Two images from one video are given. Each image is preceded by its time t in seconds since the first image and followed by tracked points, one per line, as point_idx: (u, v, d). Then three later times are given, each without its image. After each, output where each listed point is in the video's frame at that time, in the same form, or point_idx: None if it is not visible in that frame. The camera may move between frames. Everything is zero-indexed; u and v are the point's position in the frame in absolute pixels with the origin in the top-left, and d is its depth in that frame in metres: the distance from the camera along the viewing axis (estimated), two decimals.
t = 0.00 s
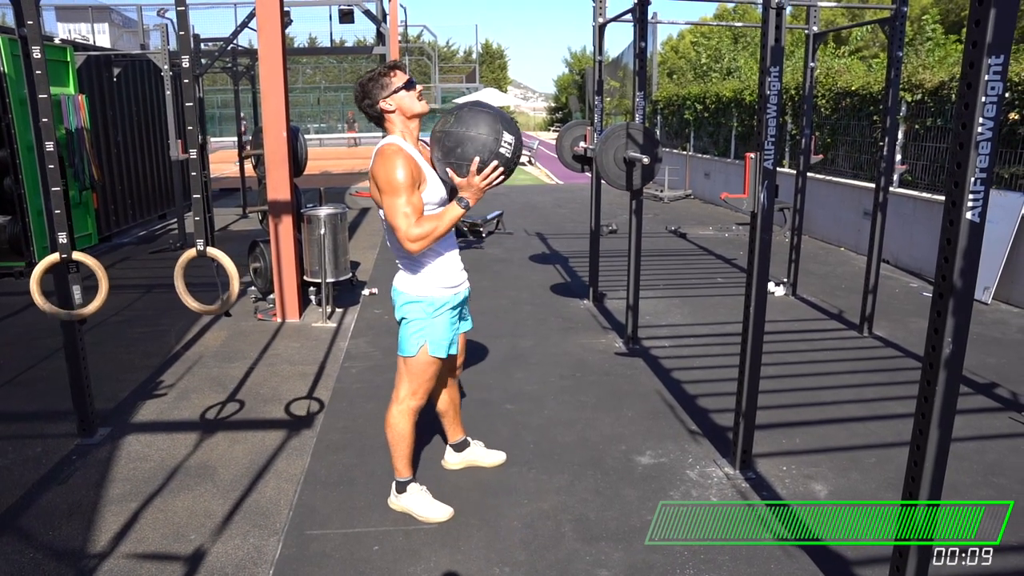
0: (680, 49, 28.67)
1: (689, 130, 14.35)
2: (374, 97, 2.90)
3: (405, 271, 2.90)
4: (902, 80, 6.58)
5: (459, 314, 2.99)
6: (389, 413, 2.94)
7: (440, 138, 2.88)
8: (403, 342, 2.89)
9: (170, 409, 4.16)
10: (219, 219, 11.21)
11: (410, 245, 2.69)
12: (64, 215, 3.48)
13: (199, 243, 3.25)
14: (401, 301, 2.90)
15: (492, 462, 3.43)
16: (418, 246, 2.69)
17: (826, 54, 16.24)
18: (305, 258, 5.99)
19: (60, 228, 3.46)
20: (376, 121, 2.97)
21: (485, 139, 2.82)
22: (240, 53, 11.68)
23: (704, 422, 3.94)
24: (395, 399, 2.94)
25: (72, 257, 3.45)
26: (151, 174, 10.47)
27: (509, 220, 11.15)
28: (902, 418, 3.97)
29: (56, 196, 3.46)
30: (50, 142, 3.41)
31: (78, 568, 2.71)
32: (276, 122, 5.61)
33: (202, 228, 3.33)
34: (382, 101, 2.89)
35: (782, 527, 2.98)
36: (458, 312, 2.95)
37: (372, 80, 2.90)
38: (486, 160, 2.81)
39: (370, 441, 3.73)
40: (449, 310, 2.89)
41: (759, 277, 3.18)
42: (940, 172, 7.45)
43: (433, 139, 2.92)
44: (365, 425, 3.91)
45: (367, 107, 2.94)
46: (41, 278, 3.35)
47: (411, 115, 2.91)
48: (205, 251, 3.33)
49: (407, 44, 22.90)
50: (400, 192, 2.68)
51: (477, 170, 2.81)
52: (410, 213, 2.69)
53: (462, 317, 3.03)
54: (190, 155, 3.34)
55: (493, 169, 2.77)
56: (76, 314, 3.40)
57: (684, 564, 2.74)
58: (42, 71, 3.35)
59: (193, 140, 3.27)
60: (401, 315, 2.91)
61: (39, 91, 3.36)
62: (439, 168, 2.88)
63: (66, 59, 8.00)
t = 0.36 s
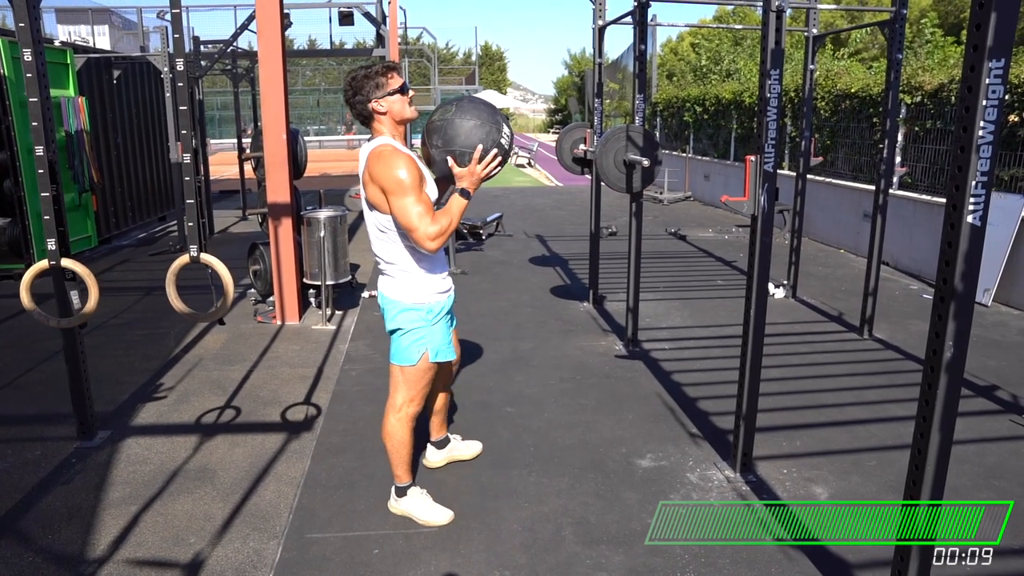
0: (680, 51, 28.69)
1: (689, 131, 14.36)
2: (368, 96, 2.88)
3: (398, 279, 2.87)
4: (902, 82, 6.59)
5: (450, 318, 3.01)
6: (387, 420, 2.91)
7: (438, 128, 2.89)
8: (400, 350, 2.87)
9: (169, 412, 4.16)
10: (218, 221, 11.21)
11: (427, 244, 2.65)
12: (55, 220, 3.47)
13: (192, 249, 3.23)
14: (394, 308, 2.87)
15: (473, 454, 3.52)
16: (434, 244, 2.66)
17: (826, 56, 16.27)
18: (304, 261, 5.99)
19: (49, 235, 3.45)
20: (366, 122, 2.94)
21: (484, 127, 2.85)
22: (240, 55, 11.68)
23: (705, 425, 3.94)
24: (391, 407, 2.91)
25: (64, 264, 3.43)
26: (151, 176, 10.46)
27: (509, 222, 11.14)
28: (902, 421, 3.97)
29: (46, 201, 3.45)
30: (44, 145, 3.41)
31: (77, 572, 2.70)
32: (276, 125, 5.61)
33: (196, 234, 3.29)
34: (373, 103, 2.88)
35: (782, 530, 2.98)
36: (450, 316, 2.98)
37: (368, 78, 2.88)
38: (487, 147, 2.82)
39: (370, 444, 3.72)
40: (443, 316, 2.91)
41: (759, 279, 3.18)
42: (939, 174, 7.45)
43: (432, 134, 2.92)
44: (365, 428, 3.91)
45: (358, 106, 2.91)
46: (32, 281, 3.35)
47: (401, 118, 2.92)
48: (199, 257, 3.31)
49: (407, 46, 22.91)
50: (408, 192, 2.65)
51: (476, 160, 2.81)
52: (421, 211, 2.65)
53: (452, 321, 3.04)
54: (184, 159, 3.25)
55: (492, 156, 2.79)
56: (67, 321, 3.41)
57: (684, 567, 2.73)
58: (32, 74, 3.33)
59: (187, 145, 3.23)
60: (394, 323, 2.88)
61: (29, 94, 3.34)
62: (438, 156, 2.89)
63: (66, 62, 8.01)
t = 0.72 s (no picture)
0: (679, 54, 28.74)
1: (689, 134, 14.37)
2: (373, 97, 2.87)
3: (404, 277, 2.87)
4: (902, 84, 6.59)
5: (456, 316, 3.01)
6: (390, 416, 2.91)
7: (427, 134, 2.93)
8: (405, 347, 2.87)
9: (169, 415, 4.15)
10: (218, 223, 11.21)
11: (422, 246, 2.65)
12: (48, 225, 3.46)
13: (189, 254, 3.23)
14: (400, 305, 2.87)
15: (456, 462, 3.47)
16: (428, 245, 2.65)
17: (826, 58, 16.27)
18: (304, 263, 5.98)
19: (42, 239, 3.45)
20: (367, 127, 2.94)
21: (471, 127, 2.87)
22: (240, 57, 11.69)
23: (706, 428, 3.93)
24: (395, 404, 2.92)
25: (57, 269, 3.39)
26: (150, 178, 10.46)
27: (509, 224, 11.14)
28: (903, 423, 3.96)
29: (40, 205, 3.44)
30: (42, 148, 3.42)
31: None
32: (276, 128, 5.61)
33: (193, 238, 3.27)
34: (378, 105, 2.88)
35: (783, 532, 2.98)
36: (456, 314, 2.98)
37: (375, 80, 2.88)
38: (474, 147, 2.83)
39: (371, 446, 3.72)
40: (449, 313, 2.91)
41: (760, 281, 3.17)
42: (939, 176, 7.46)
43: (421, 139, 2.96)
44: (365, 430, 3.90)
45: (363, 107, 2.91)
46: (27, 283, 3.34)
47: (405, 122, 2.91)
48: (196, 261, 3.30)
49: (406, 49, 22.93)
50: (402, 196, 2.65)
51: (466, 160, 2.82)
52: (414, 213, 2.65)
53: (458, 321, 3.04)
54: (182, 162, 3.24)
55: (482, 155, 2.79)
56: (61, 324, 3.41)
57: (685, 570, 2.72)
58: (28, 76, 3.32)
59: (185, 148, 3.21)
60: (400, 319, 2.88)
61: (25, 96, 3.32)
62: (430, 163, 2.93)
63: (66, 64, 8.01)
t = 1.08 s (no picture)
0: (679, 56, 28.77)
1: (689, 136, 14.37)
2: (382, 100, 2.87)
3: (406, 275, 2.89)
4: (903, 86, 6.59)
5: (461, 311, 2.98)
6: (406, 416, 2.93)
7: (428, 137, 2.92)
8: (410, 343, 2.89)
9: (169, 418, 4.14)
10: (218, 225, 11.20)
11: (406, 243, 2.68)
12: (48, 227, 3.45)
13: (191, 256, 3.21)
14: (404, 301, 2.90)
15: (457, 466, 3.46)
16: (413, 243, 2.68)
17: (826, 61, 16.26)
18: (304, 265, 5.97)
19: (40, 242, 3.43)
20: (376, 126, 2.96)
21: (467, 129, 2.82)
22: (240, 59, 11.69)
23: (707, 431, 3.92)
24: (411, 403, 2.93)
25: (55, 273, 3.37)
26: (150, 180, 10.45)
27: (510, 226, 11.14)
28: (905, 426, 3.95)
29: (38, 208, 3.43)
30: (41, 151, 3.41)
31: None
32: (276, 130, 5.61)
33: (194, 240, 3.26)
34: (386, 107, 2.88)
35: (784, 534, 2.97)
36: (460, 307, 2.95)
37: (385, 84, 2.87)
38: (467, 148, 2.79)
39: (371, 449, 3.71)
40: (451, 307, 2.89)
41: (761, 283, 3.16)
42: (940, 178, 7.46)
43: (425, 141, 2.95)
44: (366, 433, 3.89)
45: (373, 109, 2.91)
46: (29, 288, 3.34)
47: (413, 125, 2.91)
48: (197, 263, 3.28)
49: (406, 50, 22.93)
50: (393, 193, 2.68)
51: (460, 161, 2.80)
52: (404, 212, 2.68)
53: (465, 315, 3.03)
54: (181, 165, 3.22)
55: (474, 156, 2.76)
56: (64, 328, 3.41)
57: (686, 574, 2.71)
58: (26, 78, 3.31)
59: (184, 150, 3.20)
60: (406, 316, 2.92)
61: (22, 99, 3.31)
62: (430, 164, 2.93)
63: (66, 66, 8.01)
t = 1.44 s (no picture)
0: (678, 58, 28.81)
1: (688, 138, 14.38)
2: (392, 102, 2.89)
3: (413, 274, 2.90)
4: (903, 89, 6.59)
5: (465, 309, 2.99)
6: (423, 417, 2.90)
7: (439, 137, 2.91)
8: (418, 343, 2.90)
9: (169, 420, 4.13)
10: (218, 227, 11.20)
11: (406, 242, 2.72)
12: (56, 228, 3.45)
13: (195, 258, 3.20)
14: (409, 300, 2.93)
15: (459, 468, 3.48)
16: (412, 243, 2.71)
17: (826, 63, 16.26)
18: (304, 268, 5.97)
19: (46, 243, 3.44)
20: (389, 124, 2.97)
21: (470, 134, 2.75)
22: (240, 62, 11.70)
23: (707, 433, 3.92)
24: (426, 403, 2.90)
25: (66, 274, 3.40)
26: (150, 182, 10.46)
27: (510, 229, 11.14)
28: (905, 429, 3.95)
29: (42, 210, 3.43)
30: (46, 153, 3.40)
31: None
32: (276, 133, 5.62)
33: (197, 241, 3.25)
34: (396, 109, 2.89)
35: (785, 537, 2.97)
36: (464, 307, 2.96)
37: (395, 86, 2.89)
38: (472, 154, 2.74)
39: (371, 452, 3.71)
40: (456, 305, 2.91)
41: (761, 286, 3.16)
42: (939, 181, 7.47)
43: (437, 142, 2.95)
44: (366, 436, 3.89)
45: (383, 111, 2.94)
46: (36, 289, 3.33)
47: (424, 127, 2.91)
48: (201, 265, 3.27)
49: (405, 53, 22.97)
50: (397, 193, 2.72)
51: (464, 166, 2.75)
52: (406, 212, 2.72)
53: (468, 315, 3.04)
54: (184, 167, 3.21)
55: (478, 162, 2.71)
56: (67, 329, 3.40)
57: None
58: (33, 82, 3.33)
59: (186, 152, 3.20)
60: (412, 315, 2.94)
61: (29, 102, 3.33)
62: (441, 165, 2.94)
63: (67, 69, 8.01)
